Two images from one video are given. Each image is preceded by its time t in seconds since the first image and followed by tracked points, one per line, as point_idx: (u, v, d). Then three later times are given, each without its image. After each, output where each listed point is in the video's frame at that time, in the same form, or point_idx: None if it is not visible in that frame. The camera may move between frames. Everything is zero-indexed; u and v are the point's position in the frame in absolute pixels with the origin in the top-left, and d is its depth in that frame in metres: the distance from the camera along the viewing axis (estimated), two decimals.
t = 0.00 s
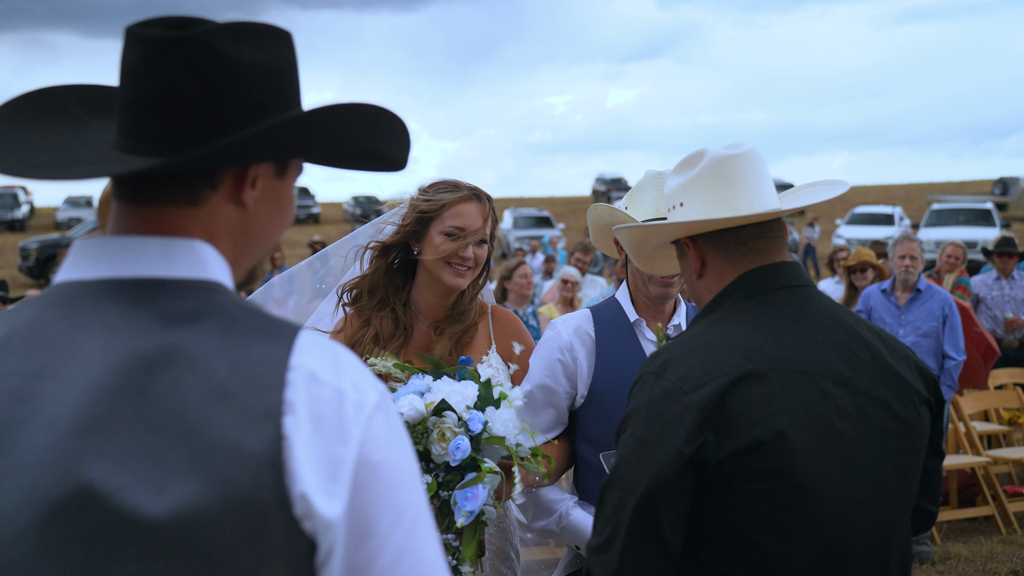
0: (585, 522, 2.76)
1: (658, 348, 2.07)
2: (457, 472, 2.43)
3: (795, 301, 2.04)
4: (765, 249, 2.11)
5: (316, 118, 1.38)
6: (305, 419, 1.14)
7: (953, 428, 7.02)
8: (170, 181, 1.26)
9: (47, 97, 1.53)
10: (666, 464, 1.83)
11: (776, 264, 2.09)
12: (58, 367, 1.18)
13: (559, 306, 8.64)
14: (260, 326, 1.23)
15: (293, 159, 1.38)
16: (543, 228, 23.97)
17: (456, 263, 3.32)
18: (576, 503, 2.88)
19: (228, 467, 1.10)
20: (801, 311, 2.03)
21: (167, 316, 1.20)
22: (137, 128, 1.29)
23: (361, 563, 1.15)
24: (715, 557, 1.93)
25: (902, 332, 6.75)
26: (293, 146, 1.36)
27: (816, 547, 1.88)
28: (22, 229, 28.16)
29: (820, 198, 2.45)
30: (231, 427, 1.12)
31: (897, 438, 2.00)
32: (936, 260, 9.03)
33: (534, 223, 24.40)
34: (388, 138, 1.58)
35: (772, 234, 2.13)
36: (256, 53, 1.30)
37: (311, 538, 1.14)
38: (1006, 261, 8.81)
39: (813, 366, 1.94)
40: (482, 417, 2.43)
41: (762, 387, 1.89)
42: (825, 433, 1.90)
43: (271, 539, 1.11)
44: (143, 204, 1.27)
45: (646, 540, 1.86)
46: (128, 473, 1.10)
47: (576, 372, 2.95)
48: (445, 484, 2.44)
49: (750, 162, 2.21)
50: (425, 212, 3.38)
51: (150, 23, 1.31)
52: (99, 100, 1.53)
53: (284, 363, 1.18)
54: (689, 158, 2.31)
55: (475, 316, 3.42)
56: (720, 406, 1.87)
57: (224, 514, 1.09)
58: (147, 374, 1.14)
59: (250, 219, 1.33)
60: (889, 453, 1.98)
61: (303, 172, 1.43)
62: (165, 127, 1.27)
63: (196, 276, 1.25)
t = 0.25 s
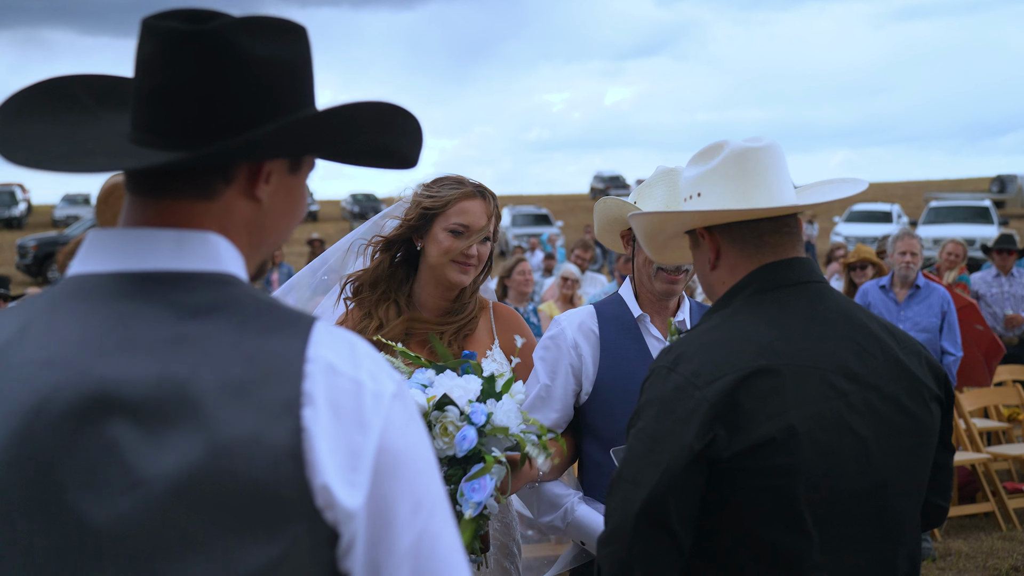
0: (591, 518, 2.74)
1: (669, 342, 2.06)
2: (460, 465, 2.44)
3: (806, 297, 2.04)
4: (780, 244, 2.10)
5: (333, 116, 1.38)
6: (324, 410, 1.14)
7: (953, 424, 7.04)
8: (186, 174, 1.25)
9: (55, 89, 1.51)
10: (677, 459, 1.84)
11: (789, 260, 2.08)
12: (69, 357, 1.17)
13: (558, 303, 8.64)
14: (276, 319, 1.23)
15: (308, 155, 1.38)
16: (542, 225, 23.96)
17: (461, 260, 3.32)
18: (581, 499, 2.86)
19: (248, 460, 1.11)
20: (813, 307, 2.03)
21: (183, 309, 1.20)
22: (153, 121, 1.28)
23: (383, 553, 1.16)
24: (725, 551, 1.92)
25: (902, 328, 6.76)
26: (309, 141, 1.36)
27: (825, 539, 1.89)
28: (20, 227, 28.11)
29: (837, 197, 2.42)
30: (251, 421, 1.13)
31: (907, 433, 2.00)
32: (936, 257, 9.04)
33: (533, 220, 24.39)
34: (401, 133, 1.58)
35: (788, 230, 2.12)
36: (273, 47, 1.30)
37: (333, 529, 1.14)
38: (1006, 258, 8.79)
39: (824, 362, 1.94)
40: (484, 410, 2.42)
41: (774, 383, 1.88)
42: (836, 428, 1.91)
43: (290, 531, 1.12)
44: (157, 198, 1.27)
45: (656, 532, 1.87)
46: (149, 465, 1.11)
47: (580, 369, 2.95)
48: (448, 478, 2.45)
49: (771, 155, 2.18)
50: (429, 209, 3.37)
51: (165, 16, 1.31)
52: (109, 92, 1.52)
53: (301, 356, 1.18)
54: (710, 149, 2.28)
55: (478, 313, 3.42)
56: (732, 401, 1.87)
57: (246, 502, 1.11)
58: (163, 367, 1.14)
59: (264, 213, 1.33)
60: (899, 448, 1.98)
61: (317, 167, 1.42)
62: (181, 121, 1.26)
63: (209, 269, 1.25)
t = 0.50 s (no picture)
0: (594, 513, 2.76)
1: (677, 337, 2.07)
2: (472, 450, 2.45)
3: (816, 292, 2.04)
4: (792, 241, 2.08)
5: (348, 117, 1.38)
6: (343, 402, 1.15)
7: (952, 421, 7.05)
8: (203, 170, 1.25)
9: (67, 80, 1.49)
10: (687, 452, 1.84)
11: (799, 256, 2.07)
12: (88, 353, 1.16)
13: (557, 299, 8.63)
14: (291, 314, 1.23)
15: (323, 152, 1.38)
16: (539, 222, 23.94)
17: (464, 256, 3.32)
18: (584, 494, 2.87)
19: (266, 454, 1.11)
20: (822, 301, 2.03)
21: (200, 305, 1.20)
22: (169, 117, 1.28)
23: (404, 544, 1.16)
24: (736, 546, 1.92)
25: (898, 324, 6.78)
26: (325, 139, 1.36)
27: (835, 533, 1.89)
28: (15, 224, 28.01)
29: (869, 190, 2.35)
30: (269, 416, 1.13)
31: (915, 428, 2.01)
32: (934, 254, 9.05)
33: (530, 217, 24.37)
34: (413, 132, 1.59)
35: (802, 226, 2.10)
36: (290, 45, 1.30)
37: (354, 519, 1.15)
38: (1004, 255, 8.78)
39: (832, 356, 1.95)
40: (498, 396, 2.43)
41: (782, 377, 1.90)
42: (845, 422, 1.91)
43: (308, 524, 1.12)
44: (173, 193, 1.26)
45: (666, 526, 1.87)
46: (171, 460, 1.11)
47: (584, 365, 2.95)
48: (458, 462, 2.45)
49: (803, 155, 2.09)
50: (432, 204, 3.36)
51: (182, 10, 1.30)
52: (121, 83, 1.51)
53: (318, 349, 1.18)
54: (744, 128, 2.18)
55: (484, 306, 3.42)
56: (741, 395, 1.88)
57: (265, 496, 1.11)
58: (183, 362, 1.15)
59: (280, 210, 1.33)
60: (907, 442, 1.99)
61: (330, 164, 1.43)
62: (198, 118, 1.26)
63: (225, 264, 1.25)
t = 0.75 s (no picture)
0: (596, 513, 2.76)
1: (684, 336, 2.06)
2: (487, 453, 2.39)
3: (824, 293, 2.03)
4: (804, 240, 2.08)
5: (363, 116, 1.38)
6: (352, 408, 1.14)
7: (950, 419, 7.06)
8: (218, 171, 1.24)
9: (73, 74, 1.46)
10: (693, 452, 1.84)
11: (810, 257, 2.06)
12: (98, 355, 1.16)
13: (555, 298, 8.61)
14: (303, 318, 1.22)
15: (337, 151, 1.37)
16: (536, 220, 23.93)
17: (469, 251, 3.31)
18: (588, 494, 2.87)
19: (277, 457, 1.11)
20: (830, 303, 2.02)
21: (212, 307, 1.19)
22: (185, 116, 1.27)
23: (412, 549, 1.16)
24: (740, 547, 1.92)
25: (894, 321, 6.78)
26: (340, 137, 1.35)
27: (839, 535, 1.88)
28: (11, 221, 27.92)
29: (884, 192, 2.34)
30: (281, 420, 1.12)
31: (921, 430, 2.00)
32: (932, 252, 9.06)
33: (527, 215, 24.35)
34: (421, 132, 1.59)
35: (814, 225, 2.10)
36: (305, 44, 1.29)
37: (359, 526, 1.14)
38: (1001, 254, 8.82)
39: (839, 359, 1.94)
40: (514, 398, 2.40)
41: (788, 380, 1.89)
42: (851, 424, 1.91)
43: (318, 528, 1.11)
44: (187, 193, 1.25)
45: (670, 525, 1.87)
46: (182, 462, 1.11)
47: (588, 363, 2.95)
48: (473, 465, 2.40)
49: (820, 153, 2.09)
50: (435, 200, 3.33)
51: (199, 9, 1.30)
52: (130, 77, 1.49)
53: (328, 355, 1.18)
54: (762, 125, 2.18)
55: (485, 303, 3.42)
56: (747, 396, 1.87)
57: (275, 501, 1.11)
58: (191, 363, 1.13)
59: (293, 209, 1.32)
60: (913, 444, 1.98)
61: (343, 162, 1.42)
62: (214, 118, 1.26)
63: (237, 265, 1.24)
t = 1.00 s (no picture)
0: (598, 513, 2.75)
1: (686, 337, 2.05)
2: (492, 458, 2.41)
3: (827, 293, 2.03)
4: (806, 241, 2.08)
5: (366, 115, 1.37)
6: (354, 410, 1.13)
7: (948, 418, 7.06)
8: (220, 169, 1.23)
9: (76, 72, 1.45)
10: (696, 454, 1.83)
11: (813, 257, 2.06)
12: (97, 352, 1.15)
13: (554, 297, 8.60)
14: (306, 318, 1.21)
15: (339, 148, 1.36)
16: (534, 219, 23.92)
17: (471, 245, 3.30)
18: (589, 494, 2.86)
19: (278, 460, 1.10)
20: (833, 303, 2.01)
21: (215, 307, 1.18)
22: (188, 115, 1.26)
23: (415, 553, 1.15)
24: (742, 548, 1.91)
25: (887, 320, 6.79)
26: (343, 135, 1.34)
27: (841, 537, 1.88)
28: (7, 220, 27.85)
29: (886, 194, 2.34)
30: (284, 421, 1.11)
31: (923, 431, 2.00)
32: (931, 250, 9.07)
33: (524, 214, 24.34)
34: (427, 129, 1.58)
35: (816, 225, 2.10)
36: (308, 42, 1.28)
37: (360, 530, 1.13)
38: (1000, 253, 8.80)
39: (841, 359, 1.93)
40: (519, 403, 2.39)
41: (791, 381, 1.88)
42: (853, 425, 1.90)
43: (319, 531, 1.10)
44: (189, 192, 1.24)
45: (672, 527, 1.86)
46: (182, 462, 1.10)
47: (589, 363, 2.94)
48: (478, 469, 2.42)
49: (823, 151, 2.09)
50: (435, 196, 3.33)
51: (200, 6, 1.29)
52: (132, 75, 1.48)
53: (330, 356, 1.16)
54: (764, 125, 2.18)
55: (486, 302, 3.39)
56: (750, 398, 1.86)
57: (275, 502, 1.09)
58: (195, 364, 1.13)
59: (295, 207, 1.31)
60: (915, 445, 1.98)
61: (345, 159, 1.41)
62: (217, 117, 1.25)
63: (240, 265, 1.23)
